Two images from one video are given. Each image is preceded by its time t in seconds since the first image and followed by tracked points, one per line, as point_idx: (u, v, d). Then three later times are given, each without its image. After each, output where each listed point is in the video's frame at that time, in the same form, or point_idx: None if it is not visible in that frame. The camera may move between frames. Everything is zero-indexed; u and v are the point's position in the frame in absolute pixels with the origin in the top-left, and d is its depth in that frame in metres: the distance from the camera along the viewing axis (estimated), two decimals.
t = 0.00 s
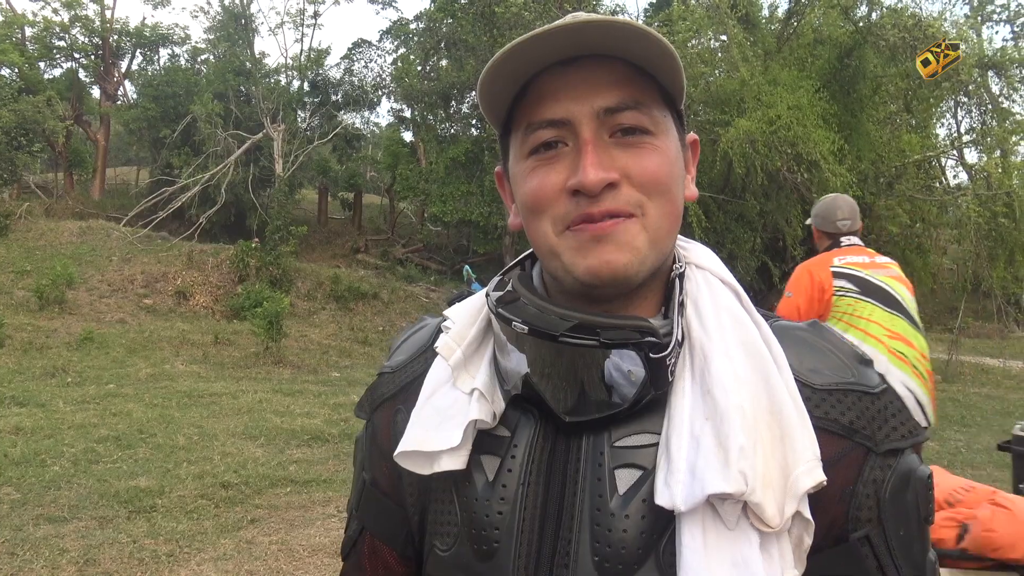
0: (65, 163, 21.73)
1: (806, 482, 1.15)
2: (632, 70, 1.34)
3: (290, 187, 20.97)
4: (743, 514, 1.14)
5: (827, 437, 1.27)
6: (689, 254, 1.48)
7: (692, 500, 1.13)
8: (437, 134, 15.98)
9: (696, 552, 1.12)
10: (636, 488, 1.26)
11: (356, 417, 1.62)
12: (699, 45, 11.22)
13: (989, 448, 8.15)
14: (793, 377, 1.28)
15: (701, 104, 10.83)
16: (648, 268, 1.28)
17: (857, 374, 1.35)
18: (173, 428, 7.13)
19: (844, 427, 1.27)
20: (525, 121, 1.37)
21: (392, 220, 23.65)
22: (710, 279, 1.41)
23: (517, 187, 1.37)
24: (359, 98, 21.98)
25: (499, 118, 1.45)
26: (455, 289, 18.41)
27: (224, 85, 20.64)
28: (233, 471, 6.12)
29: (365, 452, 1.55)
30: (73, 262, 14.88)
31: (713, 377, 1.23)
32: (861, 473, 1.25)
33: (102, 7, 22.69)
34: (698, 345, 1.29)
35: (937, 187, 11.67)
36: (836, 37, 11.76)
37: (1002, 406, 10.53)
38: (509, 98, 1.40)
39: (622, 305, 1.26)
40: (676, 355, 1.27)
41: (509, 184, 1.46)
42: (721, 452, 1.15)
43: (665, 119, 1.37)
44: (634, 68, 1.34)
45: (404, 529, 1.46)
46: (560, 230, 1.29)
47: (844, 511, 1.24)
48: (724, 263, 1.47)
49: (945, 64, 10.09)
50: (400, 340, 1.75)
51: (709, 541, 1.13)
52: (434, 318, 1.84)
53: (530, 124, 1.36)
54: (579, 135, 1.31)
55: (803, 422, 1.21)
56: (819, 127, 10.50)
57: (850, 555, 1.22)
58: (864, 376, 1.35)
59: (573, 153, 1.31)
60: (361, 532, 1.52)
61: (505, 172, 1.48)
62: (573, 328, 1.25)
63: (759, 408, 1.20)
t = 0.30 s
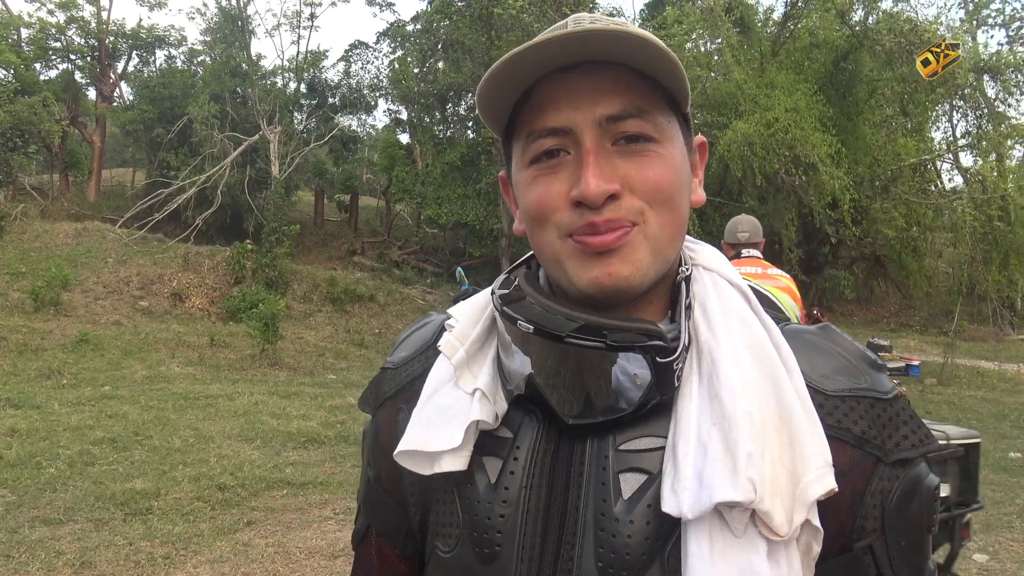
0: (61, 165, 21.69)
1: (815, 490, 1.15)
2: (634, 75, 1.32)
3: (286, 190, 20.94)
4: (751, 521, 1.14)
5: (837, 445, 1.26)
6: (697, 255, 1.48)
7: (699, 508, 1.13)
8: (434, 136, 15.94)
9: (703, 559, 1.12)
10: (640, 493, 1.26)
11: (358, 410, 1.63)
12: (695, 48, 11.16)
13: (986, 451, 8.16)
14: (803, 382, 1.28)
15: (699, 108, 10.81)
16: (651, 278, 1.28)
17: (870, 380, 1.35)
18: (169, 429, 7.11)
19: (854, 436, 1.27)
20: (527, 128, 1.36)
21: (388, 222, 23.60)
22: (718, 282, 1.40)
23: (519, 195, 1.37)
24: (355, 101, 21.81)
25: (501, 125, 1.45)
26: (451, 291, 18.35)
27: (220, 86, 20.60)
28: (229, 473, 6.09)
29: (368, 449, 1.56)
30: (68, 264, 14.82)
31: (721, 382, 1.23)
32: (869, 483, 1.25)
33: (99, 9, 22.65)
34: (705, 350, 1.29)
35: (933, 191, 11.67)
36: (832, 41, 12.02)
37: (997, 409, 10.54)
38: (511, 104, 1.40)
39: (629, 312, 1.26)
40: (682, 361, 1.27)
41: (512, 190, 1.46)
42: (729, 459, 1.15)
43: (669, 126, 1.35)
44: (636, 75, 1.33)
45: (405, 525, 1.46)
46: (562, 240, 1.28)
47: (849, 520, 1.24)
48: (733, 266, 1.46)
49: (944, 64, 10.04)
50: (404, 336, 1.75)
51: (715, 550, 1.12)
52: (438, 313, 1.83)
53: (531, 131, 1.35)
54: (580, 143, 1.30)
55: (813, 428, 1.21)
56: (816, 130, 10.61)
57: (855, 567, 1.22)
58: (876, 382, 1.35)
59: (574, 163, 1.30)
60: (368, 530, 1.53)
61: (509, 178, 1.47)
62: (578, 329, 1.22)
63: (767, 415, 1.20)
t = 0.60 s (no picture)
0: (58, 164, 21.65)
1: (821, 503, 1.15)
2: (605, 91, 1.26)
3: (283, 190, 20.91)
4: (756, 534, 1.13)
5: (847, 448, 1.26)
6: (702, 254, 1.47)
7: (702, 524, 1.13)
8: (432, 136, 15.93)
9: (707, 568, 1.12)
10: (645, 500, 1.26)
11: (363, 408, 1.64)
12: (694, 49, 11.03)
13: (983, 453, 8.17)
14: (810, 387, 1.27)
15: (697, 108, 10.81)
16: (635, 305, 1.26)
17: (879, 380, 1.35)
18: (167, 430, 7.10)
19: (863, 438, 1.27)
20: (505, 155, 1.35)
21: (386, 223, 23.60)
22: (724, 285, 1.39)
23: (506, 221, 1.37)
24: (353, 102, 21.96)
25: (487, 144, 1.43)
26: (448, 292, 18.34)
27: (218, 86, 20.58)
28: (227, 473, 6.09)
29: (372, 449, 1.57)
30: (65, 263, 14.80)
31: (723, 394, 1.22)
32: (881, 484, 1.25)
33: (96, 9, 22.62)
34: (710, 358, 1.28)
35: (931, 193, 11.69)
36: (830, 44, 12.05)
37: (995, 411, 10.56)
38: (491, 128, 1.38)
39: (627, 328, 1.25)
40: (684, 370, 1.27)
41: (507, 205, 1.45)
42: (732, 475, 1.14)
43: (652, 139, 1.28)
44: (607, 91, 1.26)
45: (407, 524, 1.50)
46: (545, 270, 1.28)
47: (860, 523, 1.24)
48: (739, 267, 1.45)
49: (945, 64, 10.17)
50: (410, 334, 1.75)
51: (719, 561, 1.12)
52: (444, 310, 1.83)
53: (509, 157, 1.34)
54: (553, 172, 1.27)
55: (821, 438, 1.20)
56: (815, 132, 10.62)
57: (866, 569, 1.22)
58: (885, 384, 1.35)
59: (549, 192, 1.28)
60: (367, 527, 1.55)
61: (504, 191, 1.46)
62: (574, 343, 1.22)
63: (773, 426, 1.19)
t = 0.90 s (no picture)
0: (57, 164, 21.65)
1: (836, 500, 1.13)
2: (598, 83, 1.27)
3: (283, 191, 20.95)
4: (770, 532, 1.13)
5: (860, 444, 1.26)
6: (705, 250, 1.47)
7: (715, 523, 1.13)
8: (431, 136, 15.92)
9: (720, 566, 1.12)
10: (656, 498, 1.25)
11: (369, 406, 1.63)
12: (693, 50, 11.00)
13: (982, 454, 8.19)
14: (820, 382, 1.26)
15: (694, 111, 10.70)
16: (650, 293, 1.28)
17: (889, 375, 1.35)
18: (165, 430, 7.09)
19: (875, 432, 1.27)
20: (505, 153, 1.35)
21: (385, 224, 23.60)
22: (730, 279, 1.39)
23: (509, 218, 1.37)
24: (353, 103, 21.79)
25: (479, 145, 1.43)
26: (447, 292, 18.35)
27: (218, 87, 20.61)
28: (226, 473, 6.08)
29: (378, 448, 1.56)
30: (64, 263, 14.79)
31: (734, 391, 1.22)
32: (894, 479, 1.25)
33: (95, 8, 22.60)
34: (719, 354, 1.28)
35: (930, 195, 11.70)
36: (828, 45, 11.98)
37: (993, 412, 10.58)
38: (483, 130, 1.38)
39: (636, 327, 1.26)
40: (692, 368, 1.27)
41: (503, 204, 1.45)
42: (744, 472, 1.14)
43: (651, 126, 1.30)
44: (601, 81, 1.27)
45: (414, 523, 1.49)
46: (558, 265, 1.29)
47: (875, 518, 1.23)
48: (746, 262, 1.45)
49: (945, 64, 10.19)
50: (415, 330, 1.74)
51: (733, 559, 1.12)
52: (449, 308, 1.83)
53: (507, 156, 1.34)
54: (559, 166, 1.28)
55: (832, 432, 1.19)
56: (813, 134, 10.63)
57: (881, 565, 1.22)
58: (896, 378, 1.34)
59: (555, 186, 1.28)
60: (371, 527, 1.53)
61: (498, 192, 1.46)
62: (580, 343, 1.22)
63: (784, 422, 1.19)
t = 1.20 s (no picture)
0: (56, 166, 21.66)
1: (841, 505, 1.13)
2: (632, 84, 1.28)
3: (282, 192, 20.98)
4: (774, 536, 1.13)
5: (862, 452, 1.27)
6: (713, 257, 1.48)
7: (719, 527, 1.13)
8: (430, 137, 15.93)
9: (724, 568, 1.12)
10: (659, 502, 1.26)
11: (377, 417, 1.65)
12: (693, 50, 11.00)
13: (981, 455, 8.20)
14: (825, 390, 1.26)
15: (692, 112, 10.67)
16: (664, 295, 1.28)
17: (894, 384, 1.35)
18: (165, 431, 7.09)
19: (880, 442, 1.27)
20: (528, 147, 1.34)
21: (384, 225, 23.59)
22: (736, 285, 1.39)
23: (524, 214, 1.36)
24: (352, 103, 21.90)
25: (498, 139, 1.42)
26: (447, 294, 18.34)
27: (217, 88, 20.65)
28: (225, 475, 6.07)
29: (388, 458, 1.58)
30: (63, 264, 14.79)
31: (740, 394, 1.22)
32: (895, 489, 1.25)
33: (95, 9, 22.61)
34: (725, 358, 1.28)
35: (929, 196, 11.75)
36: (828, 46, 12.16)
37: (992, 413, 10.59)
38: (507, 122, 1.37)
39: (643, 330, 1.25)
40: (696, 371, 1.27)
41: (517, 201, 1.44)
42: (750, 476, 1.14)
43: (677, 134, 1.32)
44: (634, 82, 1.28)
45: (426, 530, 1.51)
46: (573, 261, 1.28)
47: (875, 527, 1.24)
48: (753, 269, 1.45)
49: (945, 64, 10.20)
50: (420, 340, 1.75)
51: (735, 562, 1.12)
52: (455, 315, 1.84)
53: (531, 150, 1.33)
54: (583, 163, 1.28)
55: (837, 437, 1.19)
56: (810, 137, 10.69)
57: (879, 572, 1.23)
58: (899, 386, 1.35)
59: (578, 184, 1.28)
60: (393, 536, 1.56)
61: (512, 188, 1.45)
62: (584, 348, 1.21)
63: (790, 427, 1.19)
